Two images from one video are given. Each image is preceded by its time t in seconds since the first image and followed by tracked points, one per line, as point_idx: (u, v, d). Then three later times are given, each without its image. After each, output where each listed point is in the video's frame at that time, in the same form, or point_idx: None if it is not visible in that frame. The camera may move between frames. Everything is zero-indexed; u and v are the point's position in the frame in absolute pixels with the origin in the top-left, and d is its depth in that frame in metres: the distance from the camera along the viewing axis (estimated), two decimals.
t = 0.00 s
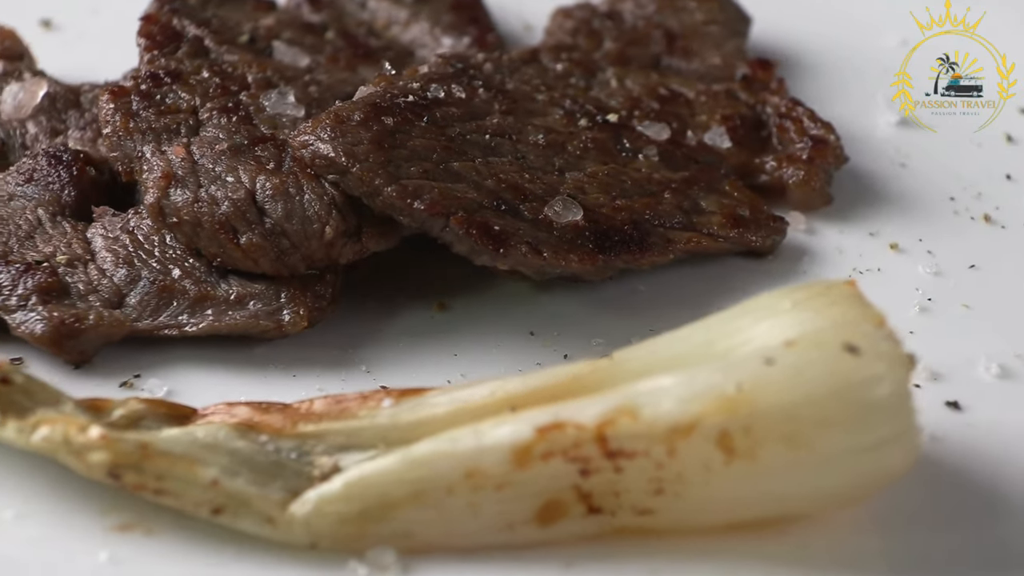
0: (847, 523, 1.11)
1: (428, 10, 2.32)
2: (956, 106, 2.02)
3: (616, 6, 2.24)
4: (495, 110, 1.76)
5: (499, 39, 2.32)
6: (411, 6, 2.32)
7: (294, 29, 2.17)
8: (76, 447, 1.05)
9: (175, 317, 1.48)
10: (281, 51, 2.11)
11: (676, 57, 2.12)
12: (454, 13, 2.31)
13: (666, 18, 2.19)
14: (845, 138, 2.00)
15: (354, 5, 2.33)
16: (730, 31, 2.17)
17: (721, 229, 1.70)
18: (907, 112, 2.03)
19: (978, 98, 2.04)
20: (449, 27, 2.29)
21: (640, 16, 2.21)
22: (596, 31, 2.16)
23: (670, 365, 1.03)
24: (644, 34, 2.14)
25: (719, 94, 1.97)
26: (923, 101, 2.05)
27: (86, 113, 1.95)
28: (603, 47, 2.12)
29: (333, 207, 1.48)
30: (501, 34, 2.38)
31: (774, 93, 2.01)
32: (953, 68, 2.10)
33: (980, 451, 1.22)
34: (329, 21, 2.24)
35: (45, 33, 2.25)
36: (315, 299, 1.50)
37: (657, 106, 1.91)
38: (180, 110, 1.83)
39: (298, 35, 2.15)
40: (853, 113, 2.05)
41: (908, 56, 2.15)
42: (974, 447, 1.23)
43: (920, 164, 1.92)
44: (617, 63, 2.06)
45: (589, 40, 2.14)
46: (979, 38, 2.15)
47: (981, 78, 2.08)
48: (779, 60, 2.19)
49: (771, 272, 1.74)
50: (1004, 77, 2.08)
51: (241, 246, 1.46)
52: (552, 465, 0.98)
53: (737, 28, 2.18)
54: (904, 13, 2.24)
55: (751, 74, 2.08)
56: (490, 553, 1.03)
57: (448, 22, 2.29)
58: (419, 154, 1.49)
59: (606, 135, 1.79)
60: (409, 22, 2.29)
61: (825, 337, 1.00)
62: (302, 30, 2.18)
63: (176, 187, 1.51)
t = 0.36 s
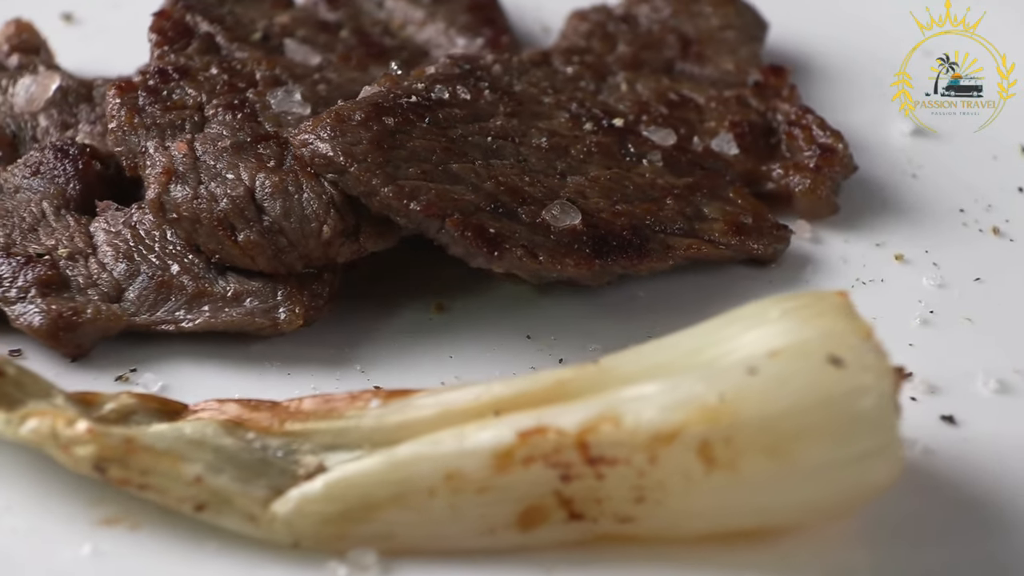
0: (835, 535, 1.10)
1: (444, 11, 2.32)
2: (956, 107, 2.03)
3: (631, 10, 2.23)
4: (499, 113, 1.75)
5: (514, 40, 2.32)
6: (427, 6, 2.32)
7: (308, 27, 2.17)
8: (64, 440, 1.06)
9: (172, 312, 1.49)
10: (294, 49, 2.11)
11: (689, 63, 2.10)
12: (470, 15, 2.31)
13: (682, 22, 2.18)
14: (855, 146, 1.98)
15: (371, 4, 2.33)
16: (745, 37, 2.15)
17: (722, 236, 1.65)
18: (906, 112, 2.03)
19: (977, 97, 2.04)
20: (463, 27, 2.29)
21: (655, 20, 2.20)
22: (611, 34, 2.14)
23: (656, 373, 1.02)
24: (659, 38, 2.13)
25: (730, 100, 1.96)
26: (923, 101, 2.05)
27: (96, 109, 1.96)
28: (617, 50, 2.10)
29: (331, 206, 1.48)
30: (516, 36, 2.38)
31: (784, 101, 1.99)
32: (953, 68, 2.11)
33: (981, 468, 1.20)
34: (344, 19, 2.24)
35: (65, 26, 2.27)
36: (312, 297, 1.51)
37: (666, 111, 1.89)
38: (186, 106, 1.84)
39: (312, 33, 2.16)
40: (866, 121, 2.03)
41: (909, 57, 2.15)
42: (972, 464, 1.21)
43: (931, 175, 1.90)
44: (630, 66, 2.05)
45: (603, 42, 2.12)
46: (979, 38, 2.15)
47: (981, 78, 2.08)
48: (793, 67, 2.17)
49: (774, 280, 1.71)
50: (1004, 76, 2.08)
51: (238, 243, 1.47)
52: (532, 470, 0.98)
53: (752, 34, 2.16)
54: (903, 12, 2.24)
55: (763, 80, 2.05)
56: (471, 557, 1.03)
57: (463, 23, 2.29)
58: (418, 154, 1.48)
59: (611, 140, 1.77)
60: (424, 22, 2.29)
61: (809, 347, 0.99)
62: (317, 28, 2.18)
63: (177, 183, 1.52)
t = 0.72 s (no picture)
0: (820, 550, 1.09)
1: (460, 12, 2.32)
2: (956, 106, 2.03)
3: (648, 13, 2.22)
4: (503, 115, 1.74)
5: (529, 43, 2.31)
6: (443, 7, 2.32)
7: (323, 25, 2.18)
8: (51, 433, 1.07)
9: (169, 307, 1.51)
10: (306, 48, 2.12)
11: (703, 68, 2.09)
12: (486, 16, 2.31)
13: (697, 28, 2.17)
14: (867, 155, 1.95)
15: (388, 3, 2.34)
16: (761, 44, 2.14)
17: (724, 245, 1.59)
18: (906, 112, 2.03)
19: (977, 97, 2.04)
20: (479, 28, 2.28)
21: (671, 24, 2.19)
22: (624, 38, 2.14)
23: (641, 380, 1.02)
24: (673, 44, 2.12)
25: (741, 106, 1.94)
26: (923, 101, 2.06)
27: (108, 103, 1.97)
28: (630, 55, 2.08)
29: (330, 205, 1.48)
30: (530, 38, 2.37)
31: (794, 108, 1.97)
32: (953, 68, 2.11)
33: (977, 486, 1.18)
34: (360, 18, 2.25)
35: (88, 20, 2.30)
36: (308, 294, 1.51)
37: (674, 116, 1.88)
38: (192, 102, 1.84)
39: (326, 31, 2.16)
40: (879, 131, 2.00)
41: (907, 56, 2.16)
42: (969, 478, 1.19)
43: (942, 187, 1.87)
44: (643, 70, 2.03)
45: (617, 46, 2.12)
46: (979, 39, 2.15)
47: (981, 78, 2.09)
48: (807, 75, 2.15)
49: (777, 289, 1.66)
50: (1005, 77, 2.08)
51: (236, 240, 1.47)
52: (512, 474, 0.98)
53: (768, 41, 2.15)
54: (903, 14, 2.26)
55: (776, 87, 2.04)
56: (451, 561, 1.03)
57: (479, 24, 2.29)
58: (417, 155, 1.48)
59: (615, 144, 1.75)
60: (440, 23, 2.29)
61: (791, 359, 0.99)
62: (332, 25, 2.19)
63: (178, 179, 1.53)
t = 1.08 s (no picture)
0: (804, 563, 1.08)
1: (476, 12, 2.32)
2: (956, 106, 2.03)
3: (664, 18, 2.18)
4: (508, 117, 1.74)
5: (543, 45, 2.31)
6: (460, 8, 2.30)
7: (337, 24, 2.19)
8: (41, 424, 1.08)
9: (167, 303, 1.52)
10: (318, 47, 2.13)
11: (716, 74, 2.07)
12: (501, 17, 2.31)
13: (713, 33, 2.15)
14: (877, 165, 1.93)
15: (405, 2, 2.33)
16: (776, 50, 2.11)
17: (725, 252, 1.57)
18: (906, 112, 2.04)
19: (977, 97, 2.04)
20: (493, 29, 2.28)
21: (687, 30, 2.15)
22: (639, 42, 2.10)
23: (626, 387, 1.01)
24: (687, 49, 2.10)
25: (751, 112, 1.92)
26: (923, 101, 2.06)
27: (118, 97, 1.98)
28: (643, 58, 2.06)
29: (329, 204, 1.47)
30: (545, 40, 2.37)
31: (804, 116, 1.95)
32: (953, 68, 2.11)
33: (968, 501, 1.16)
34: (375, 17, 2.25)
35: (108, 15, 2.32)
36: (306, 293, 1.51)
37: (682, 122, 1.86)
38: (199, 99, 1.85)
39: (340, 29, 2.17)
40: (890, 140, 1.98)
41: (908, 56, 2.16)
42: (963, 495, 1.17)
43: (952, 198, 1.85)
44: (654, 74, 2.02)
45: (630, 51, 2.08)
46: (978, 38, 2.15)
47: (981, 78, 2.09)
48: (821, 82, 2.13)
49: (776, 298, 1.64)
50: (1004, 76, 2.08)
51: (235, 238, 1.47)
52: (493, 478, 0.98)
53: (784, 46, 2.13)
54: (903, 14, 2.24)
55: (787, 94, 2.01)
56: (434, 564, 1.02)
57: (494, 24, 2.29)
58: (416, 157, 1.48)
59: (619, 149, 1.74)
60: (455, 23, 2.28)
61: (773, 369, 0.98)
62: (346, 24, 2.19)
63: (179, 175, 1.53)
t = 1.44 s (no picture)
0: None
1: (491, 15, 2.31)
2: (956, 106, 2.02)
3: (679, 21, 2.17)
4: (512, 119, 1.73)
5: (557, 47, 2.30)
6: (476, 9, 2.32)
7: (351, 23, 2.19)
8: (31, 417, 1.09)
9: (165, 298, 1.53)
10: (329, 46, 2.13)
11: (728, 79, 2.05)
12: (517, 19, 2.30)
13: (728, 38, 2.13)
14: (886, 175, 1.91)
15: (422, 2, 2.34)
16: (789, 57, 2.10)
17: (724, 259, 1.56)
18: (906, 112, 2.03)
19: (977, 97, 2.03)
20: (507, 31, 2.28)
21: (701, 34, 2.13)
22: (652, 46, 2.10)
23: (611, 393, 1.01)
24: (700, 54, 2.08)
25: (759, 119, 1.91)
26: (923, 101, 2.05)
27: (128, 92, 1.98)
28: (656, 62, 2.05)
29: (328, 203, 1.47)
30: (558, 43, 2.36)
31: (814, 124, 1.93)
32: (953, 68, 2.10)
33: (959, 516, 1.15)
34: (390, 17, 2.25)
35: (129, 9, 2.33)
36: (304, 291, 1.51)
37: (689, 127, 1.85)
38: (206, 95, 1.86)
39: (354, 28, 2.17)
40: (899, 149, 1.96)
41: (908, 56, 2.15)
42: (956, 513, 1.15)
43: (961, 209, 1.82)
44: (665, 79, 2.01)
45: (642, 55, 2.07)
46: (979, 38, 2.13)
47: (981, 78, 2.07)
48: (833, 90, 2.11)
49: (776, 307, 1.61)
50: (1004, 76, 2.06)
51: (233, 235, 1.48)
52: (473, 482, 0.98)
53: (798, 54, 2.11)
54: (903, 14, 2.23)
55: (799, 102, 1.99)
56: (416, 565, 1.02)
57: (508, 27, 2.29)
58: (415, 158, 1.48)
59: (623, 153, 1.73)
60: (471, 24, 2.30)
61: (754, 379, 0.98)
62: (360, 23, 2.19)
63: (181, 171, 1.55)
